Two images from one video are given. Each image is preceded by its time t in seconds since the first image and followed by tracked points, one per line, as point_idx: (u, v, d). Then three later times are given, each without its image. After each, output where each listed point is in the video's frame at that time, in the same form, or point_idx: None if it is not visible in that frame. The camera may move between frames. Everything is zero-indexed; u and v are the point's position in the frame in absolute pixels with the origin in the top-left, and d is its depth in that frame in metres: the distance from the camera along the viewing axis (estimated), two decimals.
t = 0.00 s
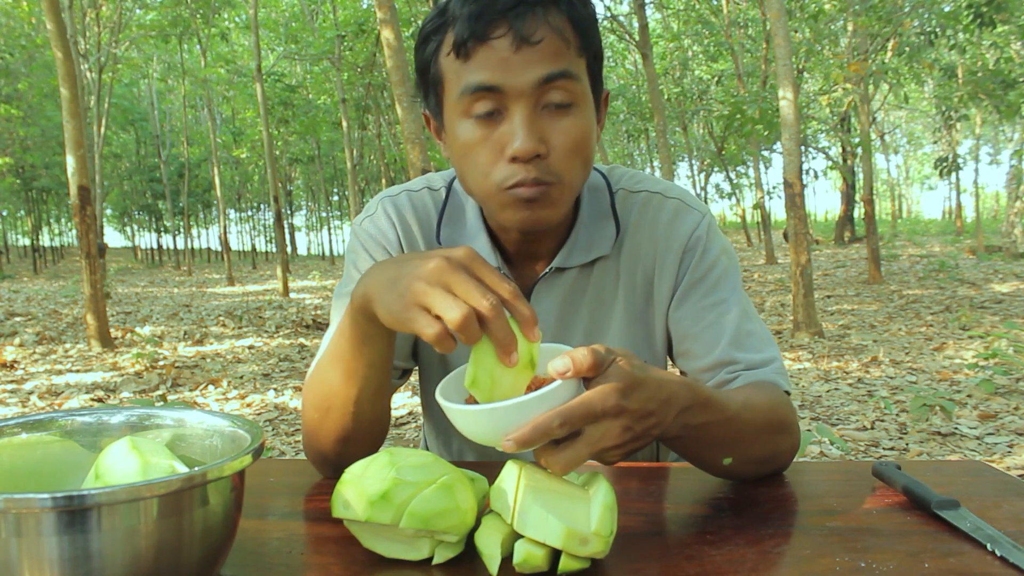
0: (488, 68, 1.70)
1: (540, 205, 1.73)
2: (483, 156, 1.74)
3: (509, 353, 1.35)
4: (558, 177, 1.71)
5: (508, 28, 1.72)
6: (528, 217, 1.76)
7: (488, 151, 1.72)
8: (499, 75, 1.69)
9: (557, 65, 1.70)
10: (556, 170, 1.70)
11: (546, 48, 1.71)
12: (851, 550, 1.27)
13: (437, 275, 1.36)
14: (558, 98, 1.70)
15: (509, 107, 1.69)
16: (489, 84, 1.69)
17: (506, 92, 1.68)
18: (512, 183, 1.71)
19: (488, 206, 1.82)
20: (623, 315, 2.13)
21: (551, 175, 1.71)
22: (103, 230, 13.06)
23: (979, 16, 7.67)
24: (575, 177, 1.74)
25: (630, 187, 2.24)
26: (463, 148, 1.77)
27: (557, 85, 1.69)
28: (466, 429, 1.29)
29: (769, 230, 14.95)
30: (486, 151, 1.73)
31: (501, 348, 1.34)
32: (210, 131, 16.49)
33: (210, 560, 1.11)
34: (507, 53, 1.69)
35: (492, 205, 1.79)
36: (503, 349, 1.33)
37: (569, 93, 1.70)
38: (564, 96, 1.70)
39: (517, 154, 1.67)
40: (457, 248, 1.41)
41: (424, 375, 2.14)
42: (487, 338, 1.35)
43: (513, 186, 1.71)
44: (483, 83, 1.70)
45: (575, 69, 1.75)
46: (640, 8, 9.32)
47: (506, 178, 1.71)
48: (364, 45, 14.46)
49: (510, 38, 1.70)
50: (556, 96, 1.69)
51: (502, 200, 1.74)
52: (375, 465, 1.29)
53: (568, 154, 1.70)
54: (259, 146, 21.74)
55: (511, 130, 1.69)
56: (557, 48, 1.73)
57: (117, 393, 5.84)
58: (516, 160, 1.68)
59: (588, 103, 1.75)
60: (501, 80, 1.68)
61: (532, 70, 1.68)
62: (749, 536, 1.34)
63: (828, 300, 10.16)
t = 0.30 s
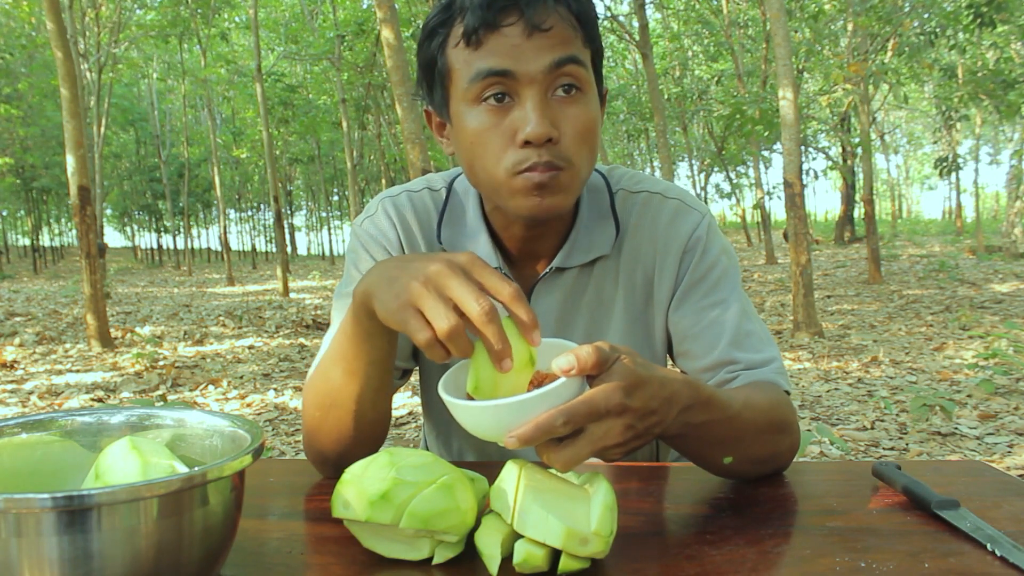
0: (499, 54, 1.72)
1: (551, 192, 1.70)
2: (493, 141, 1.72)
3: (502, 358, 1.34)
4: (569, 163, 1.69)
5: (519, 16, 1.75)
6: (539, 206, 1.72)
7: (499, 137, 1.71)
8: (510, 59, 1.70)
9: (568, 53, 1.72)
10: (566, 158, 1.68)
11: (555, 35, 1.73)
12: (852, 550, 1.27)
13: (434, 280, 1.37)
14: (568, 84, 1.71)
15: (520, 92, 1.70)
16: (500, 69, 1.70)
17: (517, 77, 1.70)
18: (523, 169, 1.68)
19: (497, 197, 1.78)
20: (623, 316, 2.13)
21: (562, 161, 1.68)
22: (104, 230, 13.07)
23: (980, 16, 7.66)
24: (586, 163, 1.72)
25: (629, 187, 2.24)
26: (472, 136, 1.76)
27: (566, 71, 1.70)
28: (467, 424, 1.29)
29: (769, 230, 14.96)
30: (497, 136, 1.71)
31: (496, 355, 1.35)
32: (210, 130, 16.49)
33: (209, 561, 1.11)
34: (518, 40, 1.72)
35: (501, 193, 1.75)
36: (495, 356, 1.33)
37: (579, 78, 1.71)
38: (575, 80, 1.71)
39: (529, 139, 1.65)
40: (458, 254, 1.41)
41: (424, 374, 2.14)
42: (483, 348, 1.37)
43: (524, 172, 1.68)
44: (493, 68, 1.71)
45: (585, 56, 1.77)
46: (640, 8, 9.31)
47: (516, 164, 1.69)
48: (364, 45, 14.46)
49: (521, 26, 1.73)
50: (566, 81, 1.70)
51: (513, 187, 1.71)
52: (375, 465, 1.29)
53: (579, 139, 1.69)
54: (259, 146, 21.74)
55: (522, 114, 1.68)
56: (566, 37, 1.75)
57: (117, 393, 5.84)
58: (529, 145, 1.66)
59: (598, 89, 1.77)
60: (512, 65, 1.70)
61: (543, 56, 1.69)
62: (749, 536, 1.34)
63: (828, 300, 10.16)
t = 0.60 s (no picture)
0: (485, 78, 1.69)
1: (536, 211, 1.75)
2: (481, 163, 1.74)
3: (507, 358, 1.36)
4: (554, 186, 1.73)
5: (506, 37, 1.71)
6: (525, 223, 1.78)
7: (486, 159, 1.73)
8: (496, 85, 1.68)
9: (554, 78, 1.69)
10: (552, 181, 1.72)
11: (543, 57, 1.70)
12: (851, 550, 1.27)
13: (440, 280, 1.36)
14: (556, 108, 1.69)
15: (506, 117, 1.69)
16: (487, 94, 1.68)
17: (504, 103, 1.68)
18: (509, 190, 1.73)
19: (486, 211, 1.85)
20: (623, 316, 2.13)
21: (548, 183, 1.72)
22: (103, 230, 13.06)
23: (980, 16, 7.66)
24: (570, 185, 1.75)
25: (629, 188, 2.24)
26: (461, 155, 1.78)
27: (553, 95, 1.68)
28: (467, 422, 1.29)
29: (769, 230, 14.98)
30: (484, 158, 1.73)
31: (501, 356, 1.36)
32: (210, 130, 16.49)
33: (208, 561, 1.11)
34: (504, 63, 1.68)
35: (488, 209, 1.82)
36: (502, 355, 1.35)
37: (567, 104, 1.70)
38: (562, 105, 1.69)
39: (515, 164, 1.67)
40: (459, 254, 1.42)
41: (424, 373, 2.14)
42: (487, 347, 1.37)
43: (510, 194, 1.73)
44: (479, 94, 1.69)
45: (573, 78, 1.74)
46: (640, 8, 9.31)
47: (504, 185, 1.72)
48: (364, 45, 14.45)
49: (508, 48, 1.69)
50: (553, 106, 1.69)
51: (500, 206, 1.76)
52: (375, 465, 1.29)
53: (564, 163, 1.71)
54: (259, 147, 21.73)
55: (509, 139, 1.69)
56: (556, 59, 1.71)
57: (117, 393, 5.84)
58: (514, 169, 1.69)
59: (585, 111, 1.75)
60: (499, 91, 1.67)
61: (530, 82, 1.67)
62: (749, 536, 1.34)
63: (828, 300, 10.16)
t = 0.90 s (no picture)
0: (478, 86, 1.69)
1: (532, 219, 1.76)
2: (475, 171, 1.75)
3: (514, 350, 1.35)
4: (550, 192, 1.73)
5: (498, 44, 1.71)
6: (522, 230, 1.79)
7: (480, 166, 1.73)
8: (489, 92, 1.67)
9: (547, 84, 1.69)
10: (547, 186, 1.72)
11: (536, 65, 1.69)
12: (851, 550, 1.27)
13: (441, 277, 1.37)
14: (550, 115, 1.69)
15: (499, 125, 1.69)
16: (479, 102, 1.68)
17: (496, 111, 1.68)
18: (504, 197, 1.73)
19: (482, 217, 1.85)
20: (623, 315, 2.13)
21: (543, 190, 1.73)
22: (103, 230, 13.05)
23: (980, 17, 7.66)
24: (566, 191, 1.75)
25: (629, 187, 2.24)
26: (456, 162, 1.78)
27: (547, 102, 1.67)
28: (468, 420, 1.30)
29: (769, 230, 14.99)
30: (479, 165, 1.74)
31: (508, 348, 1.35)
32: (210, 130, 16.49)
33: (209, 561, 1.11)
34: (496, 70, 1.68)
35: (484, 216, 1.83)
36: (509, 347, 1.34)
37: (560, 110, 1.69)
38: (555, 111, 1.69)
39: (509, 171, 1.67)
40: (458, 249, 1.43)
41: (424, 372, 2.14)
42: (495, 342, 1.36)
43: (505, 202, 1.73)
44: (472, 102, 1.69)
45: (567, 84, 1.73)
46: (640, 8, 9.31)
47: (499, 193, 1.73)
48: (364, 45, 14.45)
49: (499, 56, 1.69)
50: (547, 113, 1.68)
51: (495, 213, 1.77)
52: (375, 465, 1.29)
53: (559, 169, 1.71)
54: (259, 146, 21.73)
55: (502, 146, 1.69)
56: (549, 65, 1.71)
57: (117, 393, 5.84)
58: (508, 176, 1.70)
59: (579, 117, 1.74)
60: (491, 99, 1.67)
61: (523, 88, 1.67)
62: (749, 536, 1.34)
63: (828, 300, 10.16)
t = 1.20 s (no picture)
0: (477, 87, 1.69)
1: (530, 221, 1.76)
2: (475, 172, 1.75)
3: (521, 349, 1.35)
4: (548, 193, 1.73)
5: (496, 46, 1.71)
6: (520, 232, 1.79)
7: (479, 167, 1.73)
8: (488, 94, 1.67)
9: (546, 85, 1.69)
10: (546, 188, 1.72)
11: (535, 67, 1.69)
12: (852, 550, 1.27)
13: (443, 278, 1.36)
14: (548, 117, 1.69)
15: (498, 126, 1.69)
16: (478, 104, 1.68)
17: (495, 112, 1.68)
18: (503, 199, 1.73)
19: (481, 219, 1.86)
20: (623, 316, 2.13)
21: (541, 192, 1.73)
22: (103, 230, 13.05)
23: (979, 17, 7.66)
24: (565, 192, 1.75)
25: (629, 187, 2.24)
26: (455, 163, 1.78)
27: (546, 103, 1.67)
28: (468, 423, 1.30)
29: (769, 230, 15.00)
30: (477, 166, 1.74)
31: (515, 345, 1.34)
32: (209, 130, 16.49)
33: (209, 561, 1.11)
34: (495, 72, 1.68)
35: (483, 218, 1.83)
36: (515, 345, 1.33)
37: (559, 112, 1.69)
38: (555, 113, 1.69)
39: (507, 172, 1.68)
40: (459, 249, 1.42)
41: (424, 371, 2.14)
42: (501, 340, 1.35)
43: (504, 203, 1.74)
44: (472, 103, 1.69)
45: (565, 85, 1.73)
46: (640, 8, 9.31)
47: (497, 195, 1.73)
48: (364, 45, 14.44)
49: (498, 57, 1.69)
50: (546, 114, 1.68)
51: (494, 214, 1.77)
52: (375, 466, 1.29)
53: (558, 171, 1.71)
54: (259, 147, 21.73)
55: (501, 147, 1.69)
56: (548, 67, 1.71)
57: (117, 393, 5.84)
58: (506, 178, 1.70)
59: (578, 118, 1.74)
60: (490, 101, 1.67)
61: (522, 89, 1.67)
62: (749, 536, 1.34)
63: (828, 300, 10.16)
